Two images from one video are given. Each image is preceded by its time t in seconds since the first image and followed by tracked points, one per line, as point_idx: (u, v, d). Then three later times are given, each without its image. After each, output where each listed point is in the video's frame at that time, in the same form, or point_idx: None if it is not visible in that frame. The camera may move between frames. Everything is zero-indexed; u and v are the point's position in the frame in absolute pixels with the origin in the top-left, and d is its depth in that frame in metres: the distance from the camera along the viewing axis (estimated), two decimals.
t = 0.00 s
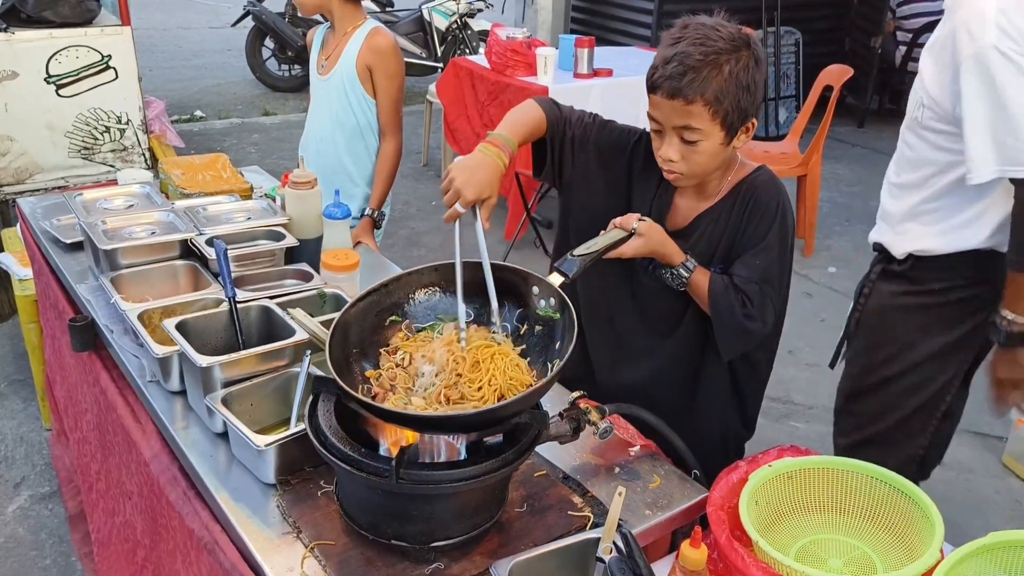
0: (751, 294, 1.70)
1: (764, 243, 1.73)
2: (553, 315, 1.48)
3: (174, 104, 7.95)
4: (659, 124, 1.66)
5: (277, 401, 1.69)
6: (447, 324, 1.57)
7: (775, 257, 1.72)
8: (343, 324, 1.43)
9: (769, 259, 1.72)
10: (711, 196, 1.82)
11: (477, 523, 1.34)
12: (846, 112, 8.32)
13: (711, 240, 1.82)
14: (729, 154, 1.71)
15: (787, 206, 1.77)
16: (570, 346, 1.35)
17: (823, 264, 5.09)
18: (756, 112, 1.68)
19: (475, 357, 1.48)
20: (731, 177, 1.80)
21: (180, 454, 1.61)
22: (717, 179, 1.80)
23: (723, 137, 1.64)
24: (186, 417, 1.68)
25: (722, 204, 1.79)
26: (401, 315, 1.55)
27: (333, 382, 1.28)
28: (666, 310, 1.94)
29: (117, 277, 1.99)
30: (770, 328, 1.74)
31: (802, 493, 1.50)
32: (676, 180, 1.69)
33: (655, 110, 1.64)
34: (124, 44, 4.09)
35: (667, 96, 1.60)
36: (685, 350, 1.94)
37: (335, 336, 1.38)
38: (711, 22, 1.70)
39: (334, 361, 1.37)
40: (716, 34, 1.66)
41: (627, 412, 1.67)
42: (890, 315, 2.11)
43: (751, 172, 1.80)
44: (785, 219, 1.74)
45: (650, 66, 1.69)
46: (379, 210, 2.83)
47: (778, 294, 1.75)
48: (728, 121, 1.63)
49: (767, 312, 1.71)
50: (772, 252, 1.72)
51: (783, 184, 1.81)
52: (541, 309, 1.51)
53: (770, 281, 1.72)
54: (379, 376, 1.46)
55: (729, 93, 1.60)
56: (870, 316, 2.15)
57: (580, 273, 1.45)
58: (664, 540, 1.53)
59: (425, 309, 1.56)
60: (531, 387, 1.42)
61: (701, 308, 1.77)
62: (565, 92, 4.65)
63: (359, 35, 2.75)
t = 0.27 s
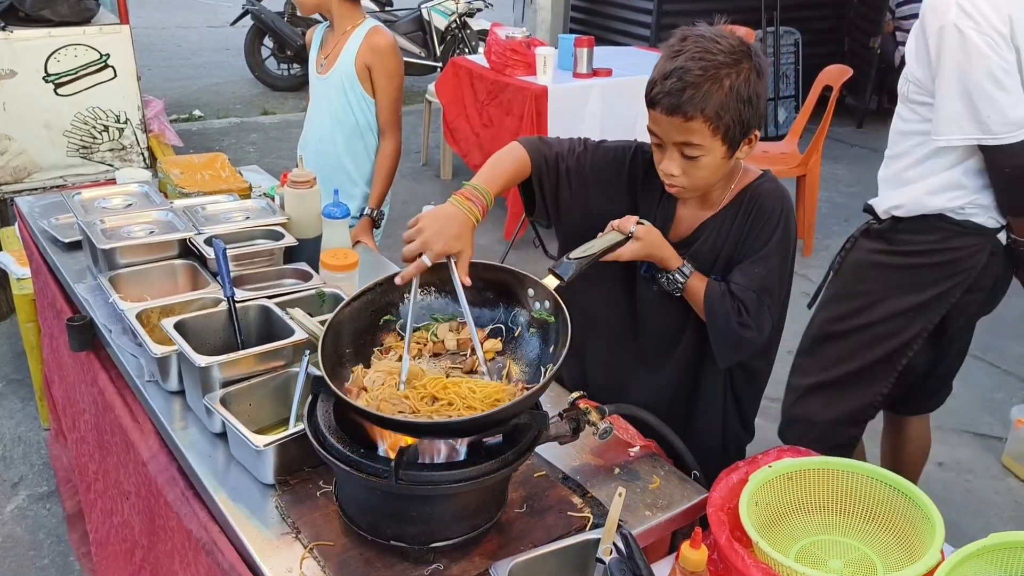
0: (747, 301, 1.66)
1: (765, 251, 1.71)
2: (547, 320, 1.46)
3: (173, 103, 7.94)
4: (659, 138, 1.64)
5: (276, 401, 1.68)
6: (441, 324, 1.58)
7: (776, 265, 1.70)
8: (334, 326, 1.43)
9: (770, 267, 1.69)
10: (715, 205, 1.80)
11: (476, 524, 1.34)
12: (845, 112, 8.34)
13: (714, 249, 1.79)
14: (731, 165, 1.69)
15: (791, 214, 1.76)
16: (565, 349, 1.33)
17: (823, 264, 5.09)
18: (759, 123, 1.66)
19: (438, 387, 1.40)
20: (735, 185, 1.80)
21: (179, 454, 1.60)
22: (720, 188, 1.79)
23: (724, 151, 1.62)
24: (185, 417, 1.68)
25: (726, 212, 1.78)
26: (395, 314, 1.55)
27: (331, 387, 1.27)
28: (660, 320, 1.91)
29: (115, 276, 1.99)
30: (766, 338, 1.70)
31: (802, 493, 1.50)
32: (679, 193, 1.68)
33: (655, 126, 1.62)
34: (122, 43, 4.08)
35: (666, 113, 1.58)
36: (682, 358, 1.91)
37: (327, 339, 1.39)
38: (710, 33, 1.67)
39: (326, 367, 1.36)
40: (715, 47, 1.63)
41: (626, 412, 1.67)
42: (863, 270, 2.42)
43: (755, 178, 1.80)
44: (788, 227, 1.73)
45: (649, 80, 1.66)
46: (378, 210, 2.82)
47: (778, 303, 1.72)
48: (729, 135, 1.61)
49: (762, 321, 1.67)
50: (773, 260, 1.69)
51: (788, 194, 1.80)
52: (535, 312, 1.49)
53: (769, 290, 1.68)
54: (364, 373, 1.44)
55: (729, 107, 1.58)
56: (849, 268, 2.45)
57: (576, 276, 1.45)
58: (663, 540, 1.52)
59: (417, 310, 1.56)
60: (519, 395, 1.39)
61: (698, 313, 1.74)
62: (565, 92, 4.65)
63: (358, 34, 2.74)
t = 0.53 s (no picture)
0: (742, 310, 1.66)
1: (760, 259, 1.69)
2: (544, 323, 1.45)
3: (172, 102, 7.94)
4: (648, 143, 1.62)
5: (276, 401, 1.68)
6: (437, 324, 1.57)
7: (771, 272, 1.68)
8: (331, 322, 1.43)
9: (766, 275, 1.67)
10: (711, 209, 1.78)
11: (476, 524, 1.33)
12: (845, 111, 8.35)
13: (710, 254, 1.78)
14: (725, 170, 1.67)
15: (788, 220, 1.73)
16: (560, 354, 1.32)
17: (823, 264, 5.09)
18: (749, 128, 1.62)
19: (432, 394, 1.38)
20: (732, 188, 1.76)
21: (178, 454, 1.60)
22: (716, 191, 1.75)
23: (714, 156, 1.60)
24: (184, 416, 1.67)
25: (722, 217, 1.75)
26: (390, 314, 1.54)
27: (327, 389, 1.26)
28: (661, 325, 1.89)
29: (114, 275, 1.98)
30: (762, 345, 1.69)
31: (803, 493, 1.49)
32: (671, 197, 1.68)
33: (644, 131, 1.61)
34: (121, 41, 4.07)
35: (653, 118, 1.56)
36: (686, 358, 1.90)
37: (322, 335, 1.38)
38: (700, 37, 1.63)
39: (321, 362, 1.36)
40: (704, 52, 1.59)
41: (626, 412, 1.66)
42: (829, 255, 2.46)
43: (753, 182, 1.77)
44: (784, 233, 1.70)
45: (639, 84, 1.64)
46: (378, 209, 2.81)
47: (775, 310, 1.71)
48: (718, 141, 1.58)
49: (757, 329, 1.67)
50: (769, 268, 1.68)
51: (786, 199, 1.76)
52: (533, 315, 1.48)
53: (765, 298, 1.67)
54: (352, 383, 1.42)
55: (716, 113, 1.55)
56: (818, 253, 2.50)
57: (573, 280, 1.45)
58: (664, 540, 1.52)
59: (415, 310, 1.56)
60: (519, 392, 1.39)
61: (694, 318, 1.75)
62: (564, 91, 4.64)
63: (357, 33, 2.73)
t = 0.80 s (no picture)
0: (741, 317, 1.65)
1: (760, 267, 1.67)
2: (541, 326, 1.45)
3: (172, 100, 7.93)
4: (647, 146, 1.61)
5: (273, 400, 1.67)
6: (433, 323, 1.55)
7: (771, 280, 1.67)
8: (325, 322, 1.43)
9: (764, 283, 1.66)
10: (711, 212, 1.75)
11: (474, 523, 1.33)
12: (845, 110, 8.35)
13: (709, 258, 1.75)
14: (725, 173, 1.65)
15: (789, 225, 1.70)
16: (555, 359, 1.31)
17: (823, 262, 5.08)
18: (750, 133, 1.60)
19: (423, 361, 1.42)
20: (733, 192, 1.73)
21: (175, 452, 1.59)
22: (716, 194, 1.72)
23: (713, 160, 1.58)
24: (181, 415, 1.67)
25: (721, 221, 1.72)
26: (386, 312, 1.54)
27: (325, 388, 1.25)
28: (661, 327, 1.88)
29: (111, 273, 1.98)
30: (760, 353, 1.69)
31: (802, 493, 1.49)
32: (670, 200, 1.66)
33: (643, 134, 1.59)
34: (121, 39, 4.07)
35: (651, 122, 1.54)
36: (687, 359, 1.89)
37: (315, 334, 1.38)
38: (701, 39, 1.61)
39: (313, 358, 1.34)
40: (705, 55, 1.57)
41: (625, 410, 1.66)
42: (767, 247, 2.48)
43: (756, 186, 1.73)
44: (784, 241, 1.68)
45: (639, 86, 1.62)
46: (377, 207, 2.80)
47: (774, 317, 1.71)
48: (717, 145, 1.56)
49: (757, 336, 1.67)
50: (768, 276, 1.66)
51: (787, 204, 1.73)
52: (529, 318, 1.48)
53: (764, 306, 1.67)
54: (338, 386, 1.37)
55: (716, 117, 1.53)
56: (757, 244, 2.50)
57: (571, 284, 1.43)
58: (662, 540, 1.51)
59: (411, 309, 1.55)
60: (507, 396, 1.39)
61: (694, 323, 1.74)
62: (564, 89, 4.63)
63: (356, 31, 2.73)
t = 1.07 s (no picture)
0: (743, 324, 1.63)
1: (764, 273, 1.65)
2: (537, 327, 1.44)
3: (172, 98, 7.93)
4: (655, 148, 1.59)
5: (270, 398, 1.67)
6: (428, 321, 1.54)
7: (774, 287, 1.65)
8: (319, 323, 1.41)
9: (767, 290, 1.64)
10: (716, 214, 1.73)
11: (470, 522, 1.33)
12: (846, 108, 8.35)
13: (712, 262, 1.73)
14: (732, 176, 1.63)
15: (794, 232, 1.68)
16: (550, 359, 1.29)
17: (823, 260, 5.07)
18: (759, 138, 1.59)
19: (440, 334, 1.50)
20: (739, 195, 1.71)
21: (171, 451, 1.59)
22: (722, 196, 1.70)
23: (722, 164, 1.57)
24: (178, 414, 1.67)
25: (725, 225, 1.70)
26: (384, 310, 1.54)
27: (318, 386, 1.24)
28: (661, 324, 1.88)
29: (108, 272, 1.97)
30: (761, 360, 1.67)
31: (800, 492, 1.49)
32: (677, 203, 1.64)
33: (651, 136, 1.57)
34: (120, 38, 4.06)
35: (660, 124, 1.53)
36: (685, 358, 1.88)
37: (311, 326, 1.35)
38: (712, 42, 1.60)
39: (307, 357, 1.33)
40: (716, 57, 1.55)
41: (623, 409, 1.65)
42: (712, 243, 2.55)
43: (762, 190, 1.71)
44: (789, 247, 1.66)
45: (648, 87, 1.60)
46: (374, 206, 2.80)
47: (778, 323, 1.68)
48: (726, 149, 1.55)
49: (758, 343, 1.64)
50: (771, 283, 1.64)
51: (793, 210, 1.71)
52: (525, 319, 1.47)
53: (767, 313, 1.64)
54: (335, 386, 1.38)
55: (726, 121, 1.51)
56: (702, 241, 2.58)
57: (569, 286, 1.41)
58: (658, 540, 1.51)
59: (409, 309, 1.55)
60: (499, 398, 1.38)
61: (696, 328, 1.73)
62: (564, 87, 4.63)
63: (354, 29, 2.72)
